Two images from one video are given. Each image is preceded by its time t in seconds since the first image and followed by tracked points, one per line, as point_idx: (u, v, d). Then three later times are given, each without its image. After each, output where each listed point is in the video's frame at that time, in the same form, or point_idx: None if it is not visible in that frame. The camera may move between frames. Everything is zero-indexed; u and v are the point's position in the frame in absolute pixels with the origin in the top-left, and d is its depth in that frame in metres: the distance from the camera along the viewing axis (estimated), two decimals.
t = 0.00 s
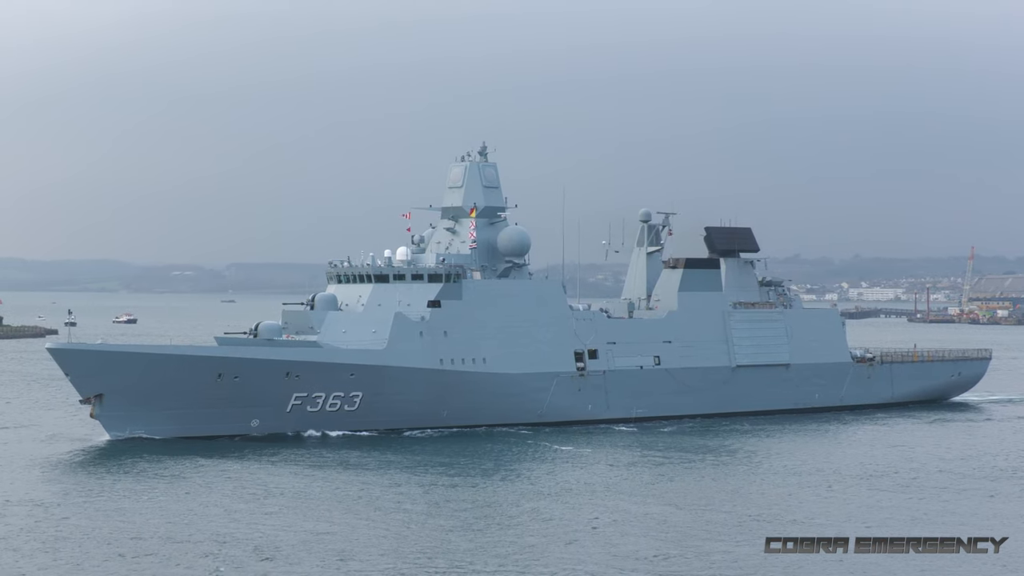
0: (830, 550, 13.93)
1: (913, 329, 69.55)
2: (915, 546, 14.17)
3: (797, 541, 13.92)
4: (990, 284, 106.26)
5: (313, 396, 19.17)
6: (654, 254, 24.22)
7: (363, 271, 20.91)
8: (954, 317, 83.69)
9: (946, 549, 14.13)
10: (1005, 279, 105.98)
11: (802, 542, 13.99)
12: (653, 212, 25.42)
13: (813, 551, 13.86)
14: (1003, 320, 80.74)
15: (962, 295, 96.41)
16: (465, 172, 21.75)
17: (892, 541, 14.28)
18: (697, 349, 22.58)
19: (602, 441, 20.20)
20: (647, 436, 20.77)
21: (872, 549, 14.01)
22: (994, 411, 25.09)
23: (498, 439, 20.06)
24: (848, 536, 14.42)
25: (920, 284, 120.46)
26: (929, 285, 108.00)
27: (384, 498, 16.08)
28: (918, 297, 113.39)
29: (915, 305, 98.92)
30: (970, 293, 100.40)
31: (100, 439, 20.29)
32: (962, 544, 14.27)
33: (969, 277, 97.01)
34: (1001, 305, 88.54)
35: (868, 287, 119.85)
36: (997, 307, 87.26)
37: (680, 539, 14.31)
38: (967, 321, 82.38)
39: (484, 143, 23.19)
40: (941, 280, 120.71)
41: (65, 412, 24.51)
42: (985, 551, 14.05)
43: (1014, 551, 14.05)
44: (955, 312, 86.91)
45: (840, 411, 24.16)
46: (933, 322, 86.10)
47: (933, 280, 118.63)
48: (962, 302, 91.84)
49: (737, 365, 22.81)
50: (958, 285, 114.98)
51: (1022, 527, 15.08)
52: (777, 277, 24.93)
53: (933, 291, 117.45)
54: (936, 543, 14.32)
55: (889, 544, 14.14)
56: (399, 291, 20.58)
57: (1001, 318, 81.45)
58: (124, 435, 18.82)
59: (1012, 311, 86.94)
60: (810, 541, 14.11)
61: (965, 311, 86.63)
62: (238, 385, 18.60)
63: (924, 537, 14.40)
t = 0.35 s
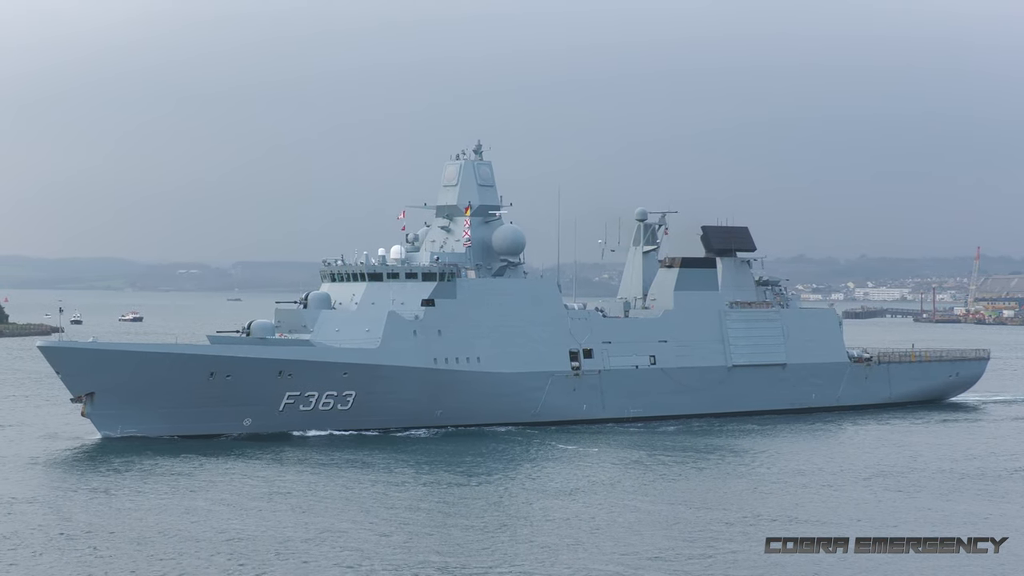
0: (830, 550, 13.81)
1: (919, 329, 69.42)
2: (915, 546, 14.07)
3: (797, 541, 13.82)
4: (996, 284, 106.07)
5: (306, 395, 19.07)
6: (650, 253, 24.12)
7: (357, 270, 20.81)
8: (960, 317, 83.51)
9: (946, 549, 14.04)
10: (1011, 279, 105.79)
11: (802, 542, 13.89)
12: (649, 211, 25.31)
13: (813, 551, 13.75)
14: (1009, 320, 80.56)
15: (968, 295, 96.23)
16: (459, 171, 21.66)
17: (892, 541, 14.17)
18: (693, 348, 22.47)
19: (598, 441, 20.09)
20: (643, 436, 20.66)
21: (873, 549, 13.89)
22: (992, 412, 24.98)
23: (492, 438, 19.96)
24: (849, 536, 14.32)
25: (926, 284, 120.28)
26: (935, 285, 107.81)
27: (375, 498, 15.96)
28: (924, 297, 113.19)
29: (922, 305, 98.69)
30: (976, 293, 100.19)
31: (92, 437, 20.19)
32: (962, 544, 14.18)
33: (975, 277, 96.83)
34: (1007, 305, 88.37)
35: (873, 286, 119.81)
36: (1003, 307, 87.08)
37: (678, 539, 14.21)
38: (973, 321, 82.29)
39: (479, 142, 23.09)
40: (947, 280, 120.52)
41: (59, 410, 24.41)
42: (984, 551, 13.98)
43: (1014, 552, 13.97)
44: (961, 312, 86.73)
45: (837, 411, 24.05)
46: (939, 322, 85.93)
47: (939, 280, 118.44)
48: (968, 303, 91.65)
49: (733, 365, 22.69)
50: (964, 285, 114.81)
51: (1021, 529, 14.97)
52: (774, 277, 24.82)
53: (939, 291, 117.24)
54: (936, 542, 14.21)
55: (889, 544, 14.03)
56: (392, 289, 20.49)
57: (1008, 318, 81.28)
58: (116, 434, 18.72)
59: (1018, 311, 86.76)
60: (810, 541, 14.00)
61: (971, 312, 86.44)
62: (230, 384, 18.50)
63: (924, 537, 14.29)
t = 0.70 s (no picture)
0: (830, 550, 13.69)
1: (928, 328, 69.17)
2: (915, 546, 13.93)
3: (797, 541, 13.69)
4: (1004, 283, 105.72)
5: (299, 394, 18.96)
6: (646, 252, 24.00)
7: (351, 268, 20.71)
8: (968, 317, 83.22)
9: (946, 550, 13.91)
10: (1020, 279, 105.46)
11: (802, 542, 13.77)
12: (646, 210, 25.19)
13: (813, 551, 13.64)
14: (1018, 320, 80.25)
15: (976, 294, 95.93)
16: (454, 169, 21.56)
17: (893, 541, 14.03)
18: (689, 348, 22.35)
19: (593, 440, 19.98)
20: (639, 435, 20.54)
21: (873, 549, 13.78)
22: (991, 411, 24.84)
23: (487, 438, 19.85)
24: (849, 536, 14.20)
25: (934, 283, 119.93)
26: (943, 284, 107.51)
27: (367, 498, 15.82)
28: (931, 297, 112.87)
29: (928, 304, 98.39)
30: (984, 293, 99.86)
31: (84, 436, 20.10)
32: (963, 544, 14.06)
33: (983, 277, 96.59)
34: (1016, 305, 88.06)
35: (881, 286, 119.51)
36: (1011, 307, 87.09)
37: (675, 539, 14.11)
38: (981, 320, 82.07)
39: (473, 140, 22.99)
40: (954, 280, 120.20)
41: (54, 409, 24.32)
42: (984, 551, 13.86)
43: (1014, 552, 13.86)
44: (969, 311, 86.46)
45: (834, 410, 23.93)
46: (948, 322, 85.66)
47: (947, 280, 118.10)
48: (976, 303, 91.36)
49: (730, 364, 22.57)
50: (971, 285, 114.55)
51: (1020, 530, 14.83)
52: (771, 276, 24.69)
53: (946, 290, 116.93)
54: (937, 542, 14.08)
55: (889, 544, 13.90)
56: (386, 288, 20.39)
57: (1016, 317, 80.99)
58: (107, 433, 18.63)
59: None
60: (810, 541, 13.88)
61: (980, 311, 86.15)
62: (222, 383, 18.40)
63: (924, 537, 14.16)
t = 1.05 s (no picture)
0: (830, 550, 13.53)
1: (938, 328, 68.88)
2: (915, 546, 13.74)
3: (797, 541, 13.47)
4: (1010, 284, 105.41)
5: (294, 394, 18.83)
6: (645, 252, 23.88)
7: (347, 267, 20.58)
8: (974, 317, 82.90)
9: (946, 549, 13.74)
10: None
11: (802, 541, 13.56)
12: (644, 209, 25.06)
13: (813, 551, 13.43)
14: None
15: (983, 294, 95.60)
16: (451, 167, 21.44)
17: (893, 541, 13.84)
18: (687, 347, 22.22)
19: (590, 440, 19.84)
20: (636, 435, 20.41)
21: (872, 549, 13.63)
22: (991, 411, 24.68)
23: (483, 438, 19.71)
24: (848, 536, 14.04)
25: (941, 284, 119.59)
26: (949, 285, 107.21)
27: (362, 498, 15.69)
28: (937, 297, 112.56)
29: (935, 305, 98.06)
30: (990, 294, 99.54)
31: (78, 435, 19.99)
32: (963, 544, 13.89)
33: (989, 277, 96.31)
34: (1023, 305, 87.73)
35: (888, 286, 119.22)
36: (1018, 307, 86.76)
37: (671, 540, 13.96)
38: (989, 320, 81.78)
39: (470, 139, 22.86)
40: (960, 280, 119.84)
41: (50, 408, 24.23)
42: (984, 551, 13.71)
43: (1014, 552, 13.73)
44: (976, 311, 86.15)
45: (833, 410, 23.79)
46: (954, 322, 85.34)
47: (954, 281, 117.74)
48: (983, 303, 91.06)
49: (728, 364, 22.43)
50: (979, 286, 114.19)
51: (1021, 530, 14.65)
52: (770, 275, 24.56)
53: (954, 290, 116.57)
54: (937, 542, 13.90)
55: (889, 544, 13.73)
56: (382, 287, 20.26)
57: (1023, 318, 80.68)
58: (100, 433, 18.50)
59: None
60: (810, 541, 13.67)
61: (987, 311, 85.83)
62: (216, 382, 18.27)
63: (925, 537, 13.98)
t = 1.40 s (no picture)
0: (830, 550, 13.39)
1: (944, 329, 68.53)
2: (915, 546, 13.62)
3: (797, 541, 13.39)
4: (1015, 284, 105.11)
5: (288, 394, 18.69)
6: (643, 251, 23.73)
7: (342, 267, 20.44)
8: (981, 317, 82.57)
9: (946, 549, 13.63)
10: None
11: (802, 542, 13.46)
12: (643, 209, 24.92)
13: (813, 551, 13.33)
14: None
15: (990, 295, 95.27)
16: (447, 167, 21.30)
17: (893, 541, 13.71)
18: (686, 347, 22.06)
19: (588, 440, 19.68)
20: (634, 435, 20.25)
21: (872, 549, 13.49)
22: (993, 412, 24.51)
23: (479, 439, 19.56)
24: (849, 536, 13.91)
25: (947, 284, 119.24)
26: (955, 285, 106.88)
27: (357, 498, 15.54)
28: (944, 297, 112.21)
29: (941, 306, 97.73)
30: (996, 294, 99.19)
31: (72, 436, 19.86)
32: (963, 544, 13.76)
33: (996, 277, 96.00)
34: None
35: (895, 287, 118.86)
36: None
37: (669, 540, 13.81)
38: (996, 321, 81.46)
39: (467, 138, 22.73)
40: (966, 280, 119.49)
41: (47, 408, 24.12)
42: (984, 551, 13.59)
43: (1015, 552, 13.59)
44: (983, 312, 85.82)
45: (833, 411, 23.63)
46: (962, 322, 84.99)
47: (960, 281, 117.42)
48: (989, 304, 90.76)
49: (727, 364, 22.28)
50: (987, 286, 113.76)
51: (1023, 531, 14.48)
52: (770, 275, 24.40)
53: (960, 291, 116.22)
54: (937, 542, 13.78)
55: (890, 544, 13.59)
56: (378, 287, 20.14)
57: None
58: (94, 434, 18.36)
59: None
60: (810, 541, 13.58)
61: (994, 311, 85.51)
62: (210, 383, 18.13)
63: (924, 538, 13.85)
